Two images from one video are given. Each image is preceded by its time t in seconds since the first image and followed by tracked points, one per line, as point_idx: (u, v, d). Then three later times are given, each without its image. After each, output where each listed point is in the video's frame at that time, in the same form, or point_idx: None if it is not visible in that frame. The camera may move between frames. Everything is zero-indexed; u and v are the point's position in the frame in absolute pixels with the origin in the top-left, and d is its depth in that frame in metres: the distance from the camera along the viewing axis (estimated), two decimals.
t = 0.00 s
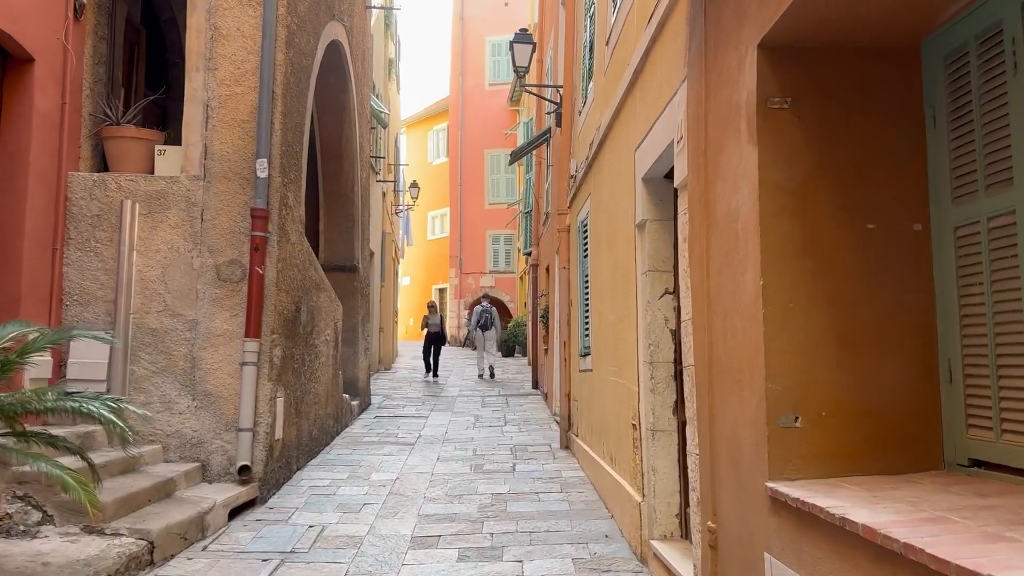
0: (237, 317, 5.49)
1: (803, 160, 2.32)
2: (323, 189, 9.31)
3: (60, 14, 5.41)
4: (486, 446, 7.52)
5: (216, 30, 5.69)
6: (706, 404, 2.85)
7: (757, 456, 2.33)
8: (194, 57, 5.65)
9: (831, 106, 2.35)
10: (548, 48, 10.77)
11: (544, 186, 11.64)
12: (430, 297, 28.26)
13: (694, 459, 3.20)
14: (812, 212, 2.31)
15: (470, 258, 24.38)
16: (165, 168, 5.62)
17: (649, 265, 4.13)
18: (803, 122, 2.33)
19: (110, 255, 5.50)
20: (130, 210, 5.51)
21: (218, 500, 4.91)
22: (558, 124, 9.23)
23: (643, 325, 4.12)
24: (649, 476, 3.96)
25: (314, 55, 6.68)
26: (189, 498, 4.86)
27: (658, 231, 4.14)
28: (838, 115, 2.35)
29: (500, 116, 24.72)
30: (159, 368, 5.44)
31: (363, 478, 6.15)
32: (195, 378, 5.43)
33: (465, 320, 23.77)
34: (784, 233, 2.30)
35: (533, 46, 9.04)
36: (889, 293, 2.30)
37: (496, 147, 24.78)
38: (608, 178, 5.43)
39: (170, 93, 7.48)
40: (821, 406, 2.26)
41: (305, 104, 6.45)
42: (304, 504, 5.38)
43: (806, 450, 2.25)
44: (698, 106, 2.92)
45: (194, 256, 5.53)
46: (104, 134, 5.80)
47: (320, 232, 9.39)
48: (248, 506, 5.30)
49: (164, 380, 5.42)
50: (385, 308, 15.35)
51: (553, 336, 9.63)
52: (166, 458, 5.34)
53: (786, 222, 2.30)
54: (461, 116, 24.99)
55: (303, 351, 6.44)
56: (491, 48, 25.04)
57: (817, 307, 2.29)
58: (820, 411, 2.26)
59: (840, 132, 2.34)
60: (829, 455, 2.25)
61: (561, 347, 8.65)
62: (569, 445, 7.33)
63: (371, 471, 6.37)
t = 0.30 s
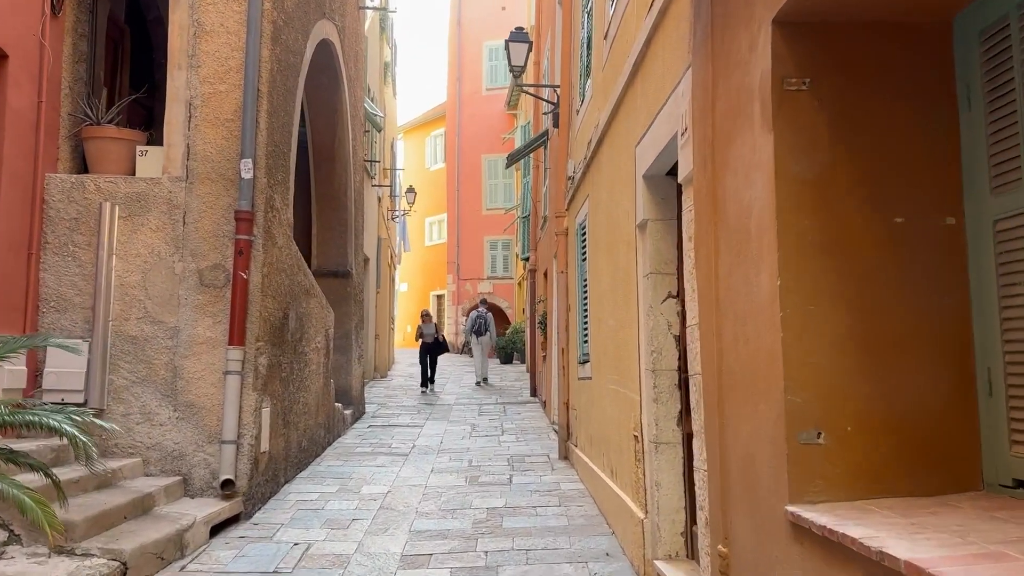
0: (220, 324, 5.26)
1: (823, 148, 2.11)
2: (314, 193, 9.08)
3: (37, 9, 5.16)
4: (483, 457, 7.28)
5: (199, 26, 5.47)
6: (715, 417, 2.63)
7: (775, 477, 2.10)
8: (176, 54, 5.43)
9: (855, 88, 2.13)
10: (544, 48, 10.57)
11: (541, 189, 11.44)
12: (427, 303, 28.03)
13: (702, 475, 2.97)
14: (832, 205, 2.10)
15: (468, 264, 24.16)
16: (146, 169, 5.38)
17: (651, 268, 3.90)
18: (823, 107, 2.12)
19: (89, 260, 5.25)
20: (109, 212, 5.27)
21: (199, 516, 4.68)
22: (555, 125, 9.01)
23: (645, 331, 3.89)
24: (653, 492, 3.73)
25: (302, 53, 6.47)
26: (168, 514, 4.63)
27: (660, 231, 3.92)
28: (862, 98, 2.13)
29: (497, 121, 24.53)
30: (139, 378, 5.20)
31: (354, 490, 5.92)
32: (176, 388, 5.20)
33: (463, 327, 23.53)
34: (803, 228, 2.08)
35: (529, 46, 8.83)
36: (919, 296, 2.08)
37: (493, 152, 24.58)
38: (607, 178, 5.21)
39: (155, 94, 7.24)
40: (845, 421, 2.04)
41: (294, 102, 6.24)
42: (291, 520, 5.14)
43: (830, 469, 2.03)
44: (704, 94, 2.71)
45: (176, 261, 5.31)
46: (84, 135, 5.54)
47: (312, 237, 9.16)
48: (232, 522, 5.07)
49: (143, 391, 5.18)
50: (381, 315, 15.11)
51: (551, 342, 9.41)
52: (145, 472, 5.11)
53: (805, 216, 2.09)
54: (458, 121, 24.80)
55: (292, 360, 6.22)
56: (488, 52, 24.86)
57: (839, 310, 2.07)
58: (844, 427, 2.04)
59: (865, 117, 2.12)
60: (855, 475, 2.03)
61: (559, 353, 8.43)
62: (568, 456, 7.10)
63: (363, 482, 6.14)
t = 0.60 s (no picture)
0: (209, 338, 5.06)
1: (851, 150, 1.89)
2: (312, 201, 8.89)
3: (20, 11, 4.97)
4: (484, 472, 7.05)
5: (188, 30, 5.29)
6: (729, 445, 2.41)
7: (798, 518, 1.88)
8: (164, 59, 5.24)
9: (886, 84, 1.92)
10: (547, 53, 10.37)
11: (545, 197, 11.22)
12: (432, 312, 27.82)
13: (714, 506, 2.75)
14: (862, 215, 1.88)
15: (472, 272, 23.94)
16: (132, 178, 5.18)
17: (657, 279, 3.69)
18: (851, 106, 1.90)
19: (73, 272, 5.04)
20: (94, 223, 5.07)
21: (185, 540, 4.46)
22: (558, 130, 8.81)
23: (651, 347, 3.67)
24: (660, 518, 3.50)
25: (295, 57, 6.27)
26: (152, 539, 4.41)
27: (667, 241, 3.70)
28: (894, 94, 1.91)
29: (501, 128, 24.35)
30: (124, 395, 4.99)
31: (350, 510, 5.70)
32: (163, 405, 4.99)
33: (467, 335, 23.32)
34: (830, 240, 1.87)
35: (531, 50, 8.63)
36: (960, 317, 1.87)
37: (497, 160, 24.38)
38: (611, 185, 5.00)
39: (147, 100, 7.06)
40: (877, 456, 1.83)
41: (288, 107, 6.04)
42: (282, 542, 4.92)
43: (863, 511, 1.81)
44: (715, 93, 2.49)
45: (163, 273, 5.11)
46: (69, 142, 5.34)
47: (311, 246, 8.96)
48: (221, 546, 4.85)
49: (128, 409, 4.98)
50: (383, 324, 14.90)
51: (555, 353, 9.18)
52: (131, 494, 4.89)
53: (832, 226, 1.87)
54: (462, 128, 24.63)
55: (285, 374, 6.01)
56: (491, 59, 24.69)
57: (871, 332, 1.85)
58: (877, 463, 1.82)
59: (896, 116, 1.91)
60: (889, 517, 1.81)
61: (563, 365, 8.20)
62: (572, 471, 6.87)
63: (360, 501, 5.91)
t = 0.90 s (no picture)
0: (206, 343, 4.88)
1: (898, 130, 1.70)
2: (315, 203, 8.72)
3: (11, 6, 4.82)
4: (491, 481, 6.85)
5: (184, 24, 5.12)
6: (757, 458, 2.21)
7: (840, 539, 1.69)
8: (160, 55, 5.08)
9: (934, 57, 1.73)
10: (554, 53, 10.21)
11: (552, 199, 11.05)
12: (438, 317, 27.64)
13: (739, 521, 2.55)
14: (911, 202, 1.70)
15: (478, 277, 23.75)
16: (127, 177, 5.01)
17: (673, 280, 3.50)
18: (895, 81, 1.71)
19: (65, 275, 4.87)
20: (88, 224, 4.91)
21: (180, 554, 4.28)
22: (566, 130, 8.62)
23: (667, 352, 3.48)
24: (679, 532, 3.31)
25: (296, 54, 6.11)
26: (145, 552, 4.23)
27: (683, 239, 3.51)
28: (942, 67, 1.73)
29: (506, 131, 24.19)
30: (118, 402, 4.82)
31: (353, 520, 5.51)
32: (158, 413, 4.81)
33: (473, 341, 23.11)
34: (876, 230, 1.68)
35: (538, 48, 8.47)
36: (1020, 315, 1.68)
37: (503, 163, 24.21)
38: (621, 182, 4.82)
39: (144, 101, 6.90)
40: (928, 469, 1.64)
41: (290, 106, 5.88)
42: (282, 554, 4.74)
43: (914, 532, 1.62)
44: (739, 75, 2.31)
45: (158, 275, 4.94)
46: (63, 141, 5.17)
47: (314, 250, 8.78)
48: (219, 558, 4.67)
49: (122, 416, 4.80)
50: (388, 329, 14.70)
51: (563, 359, 8.99)
52: (125, 505, 4.72)
53: (879, 215, 1.68)
54: (468, 132, 24.49)
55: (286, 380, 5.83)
56: (496, 62, 24.53)
57: (922, 332, 1.67)
58: (929, 476, 1.64)
59: (946, 93, 1.72)
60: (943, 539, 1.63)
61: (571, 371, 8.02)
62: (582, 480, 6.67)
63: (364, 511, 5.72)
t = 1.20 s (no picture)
0: (207, 351, 4.71)
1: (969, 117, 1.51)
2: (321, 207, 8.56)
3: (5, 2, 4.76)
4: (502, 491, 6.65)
5: (184, 22, 4.96)
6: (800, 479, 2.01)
7: None
8: (159, 54, 4.93)
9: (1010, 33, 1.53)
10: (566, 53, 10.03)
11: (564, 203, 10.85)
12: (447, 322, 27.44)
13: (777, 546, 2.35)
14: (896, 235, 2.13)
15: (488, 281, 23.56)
16: (124, 177, 4.83)
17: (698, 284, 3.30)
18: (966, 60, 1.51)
19: (60, 280, 4.70)
20: (83, 227, 4.73)
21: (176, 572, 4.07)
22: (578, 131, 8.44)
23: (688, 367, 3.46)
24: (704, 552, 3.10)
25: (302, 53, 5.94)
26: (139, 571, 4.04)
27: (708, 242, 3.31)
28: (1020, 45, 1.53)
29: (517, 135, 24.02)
30: (117, 413, 4.64)
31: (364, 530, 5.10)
32: (156, 424, 4.64)
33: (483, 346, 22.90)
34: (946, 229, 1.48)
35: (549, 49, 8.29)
36: None
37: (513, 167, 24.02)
38: (638, 183, 4.63)
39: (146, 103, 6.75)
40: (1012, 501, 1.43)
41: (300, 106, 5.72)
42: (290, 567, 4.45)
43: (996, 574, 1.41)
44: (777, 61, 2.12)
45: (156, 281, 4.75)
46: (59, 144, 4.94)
47: (317, 256, 8.62)
48: None
49: (121, 426, 4.63)
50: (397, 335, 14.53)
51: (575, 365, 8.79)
52: (121, 519, 4.53)
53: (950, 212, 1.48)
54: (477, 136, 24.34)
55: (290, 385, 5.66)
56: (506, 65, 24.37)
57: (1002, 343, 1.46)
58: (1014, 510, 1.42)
59: None
60: None
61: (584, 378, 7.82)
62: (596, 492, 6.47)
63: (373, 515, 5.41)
